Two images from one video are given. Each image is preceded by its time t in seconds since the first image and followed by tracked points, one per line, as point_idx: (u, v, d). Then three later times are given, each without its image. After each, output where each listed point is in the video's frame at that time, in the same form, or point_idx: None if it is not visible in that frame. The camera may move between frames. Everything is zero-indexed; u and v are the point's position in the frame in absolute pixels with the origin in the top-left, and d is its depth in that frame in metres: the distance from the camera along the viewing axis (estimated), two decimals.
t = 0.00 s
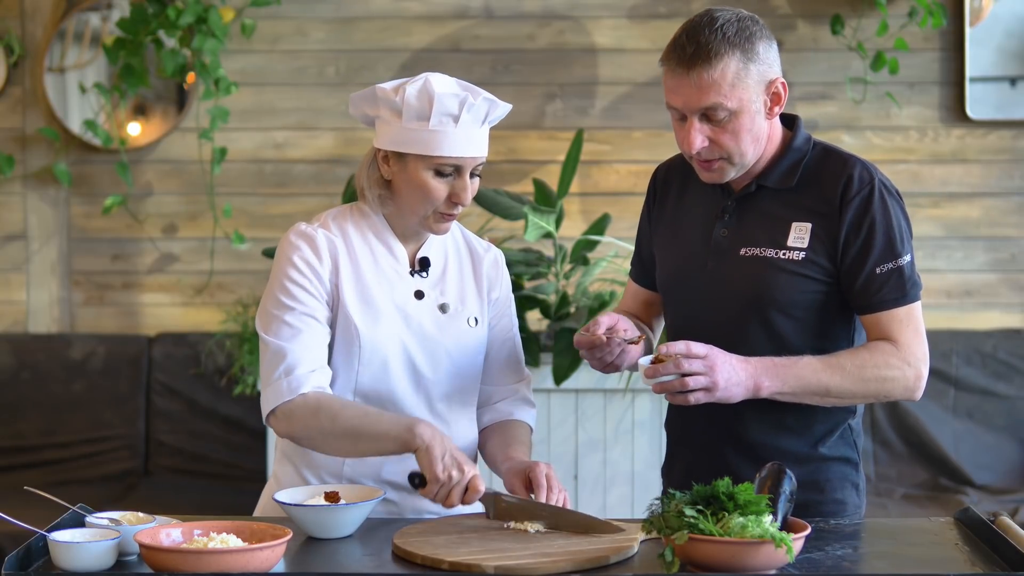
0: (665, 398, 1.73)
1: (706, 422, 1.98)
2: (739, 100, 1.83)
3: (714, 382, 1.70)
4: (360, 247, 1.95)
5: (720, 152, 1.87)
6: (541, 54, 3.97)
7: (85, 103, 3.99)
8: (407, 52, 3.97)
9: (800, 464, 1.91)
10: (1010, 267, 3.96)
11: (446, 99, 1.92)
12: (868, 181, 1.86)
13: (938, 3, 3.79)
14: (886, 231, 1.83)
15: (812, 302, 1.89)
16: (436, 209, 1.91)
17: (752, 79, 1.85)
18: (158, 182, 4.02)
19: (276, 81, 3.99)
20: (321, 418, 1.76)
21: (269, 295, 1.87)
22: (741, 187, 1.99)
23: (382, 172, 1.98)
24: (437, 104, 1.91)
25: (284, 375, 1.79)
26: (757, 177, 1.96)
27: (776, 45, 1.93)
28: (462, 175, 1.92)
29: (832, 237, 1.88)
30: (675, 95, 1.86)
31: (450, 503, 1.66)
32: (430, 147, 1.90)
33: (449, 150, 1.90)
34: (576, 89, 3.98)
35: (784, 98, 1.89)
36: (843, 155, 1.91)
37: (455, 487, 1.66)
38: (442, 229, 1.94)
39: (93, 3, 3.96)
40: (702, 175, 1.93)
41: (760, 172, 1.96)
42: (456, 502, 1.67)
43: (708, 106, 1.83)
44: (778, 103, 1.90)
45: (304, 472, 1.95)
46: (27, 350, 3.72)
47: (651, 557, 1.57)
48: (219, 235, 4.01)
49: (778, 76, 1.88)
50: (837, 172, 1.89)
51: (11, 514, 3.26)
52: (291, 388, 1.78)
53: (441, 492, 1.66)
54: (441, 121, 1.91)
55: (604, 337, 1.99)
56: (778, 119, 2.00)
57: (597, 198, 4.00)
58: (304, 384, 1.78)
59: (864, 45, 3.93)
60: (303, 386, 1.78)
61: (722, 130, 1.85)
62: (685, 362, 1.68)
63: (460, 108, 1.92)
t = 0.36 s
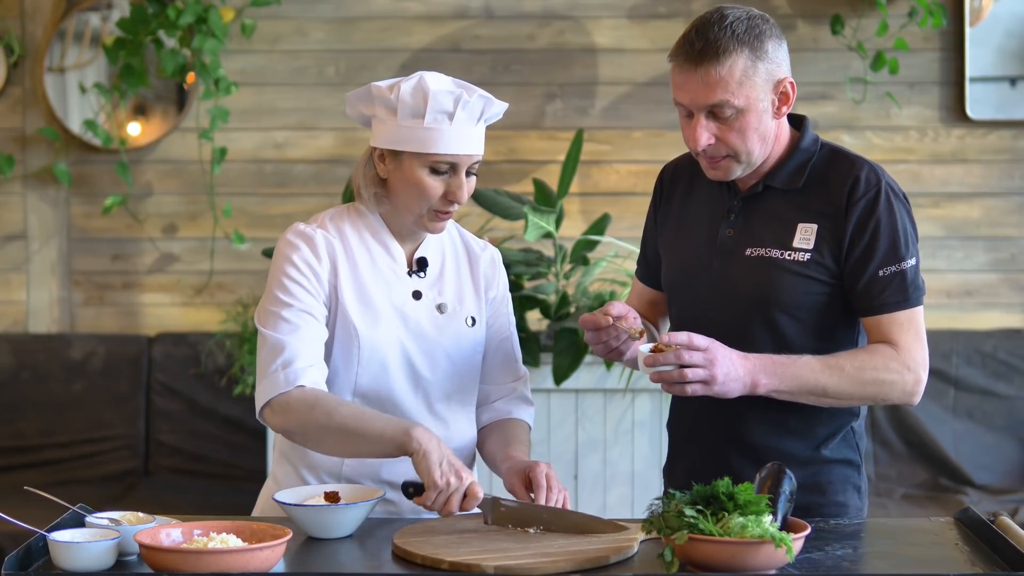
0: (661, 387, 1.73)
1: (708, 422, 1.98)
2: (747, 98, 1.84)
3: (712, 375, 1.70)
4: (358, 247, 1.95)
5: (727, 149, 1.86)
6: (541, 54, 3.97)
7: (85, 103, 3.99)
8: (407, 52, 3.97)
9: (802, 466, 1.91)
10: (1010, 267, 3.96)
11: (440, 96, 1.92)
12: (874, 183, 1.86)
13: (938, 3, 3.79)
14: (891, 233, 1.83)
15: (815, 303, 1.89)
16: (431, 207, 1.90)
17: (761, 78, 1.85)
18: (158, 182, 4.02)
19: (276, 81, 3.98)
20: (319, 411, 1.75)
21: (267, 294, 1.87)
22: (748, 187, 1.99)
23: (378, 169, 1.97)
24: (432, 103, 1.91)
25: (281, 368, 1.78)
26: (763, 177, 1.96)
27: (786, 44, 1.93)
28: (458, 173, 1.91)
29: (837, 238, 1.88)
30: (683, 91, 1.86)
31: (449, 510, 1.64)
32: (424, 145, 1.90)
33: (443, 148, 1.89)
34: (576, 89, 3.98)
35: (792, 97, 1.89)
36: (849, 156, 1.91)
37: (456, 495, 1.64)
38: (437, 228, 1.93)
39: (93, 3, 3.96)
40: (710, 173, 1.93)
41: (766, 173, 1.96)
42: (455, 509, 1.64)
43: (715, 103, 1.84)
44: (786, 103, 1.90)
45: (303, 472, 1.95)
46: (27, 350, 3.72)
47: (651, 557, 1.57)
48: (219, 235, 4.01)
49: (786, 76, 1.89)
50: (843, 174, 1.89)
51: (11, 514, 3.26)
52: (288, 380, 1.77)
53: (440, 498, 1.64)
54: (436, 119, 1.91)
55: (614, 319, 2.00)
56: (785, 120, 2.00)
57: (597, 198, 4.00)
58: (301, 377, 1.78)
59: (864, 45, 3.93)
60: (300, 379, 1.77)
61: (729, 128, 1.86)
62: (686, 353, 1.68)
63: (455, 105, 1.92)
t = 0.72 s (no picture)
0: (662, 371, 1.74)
1: (714, 422, 1.98)
2: (756, 96, 1.84)
3: (710, 362, 1.71)
4: (355, 246, 1.95)
5: (735, 148, 1.87)
6: (541, 54, 3.97)
7: (85, 103, 3.99)
8: (407, 52, 3.97)
9: (807, 467, 1.91)
10: (1010, 267, 3.96)
11: (445, 85, 1.93)
12: (883, 184, 1.85)
13: (938, 3, 3.79)
14: (897, 234, 1.82)
15: (820, 304, 1.89)
16: (443, 198, 1.90)
17: (771, 77, 1.85)
18: (158, 182, 4.02)
19: (276, 81, 3.98)
20: (315, 413, 1.76)
21: (264, 296, 1.88)
22: (757, 186, 1.99)
23: (383, 170, 1.95)
24: (438, 92, 1.92)
25: (279, 372, 1.79)
26: (772, 177, 1.96)
27: (798, 44, 1.93)
28: (465, 161, 1.93)
29: (843, 238, 1.87)
30: (693, 88, 1.87)
31: (451, 489, 1.65)
32: (435, 134, 1.90)
33: (453, 135, 1.91)
34: (576, 89, 3.98)
35: (802, 96, 1.89)
36: (859, 157, 1.91)
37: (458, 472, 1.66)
38: (447, 220, 1.93)
39: (93, 3, 3.96)
40: (719, 173, 1.93)
41: (776, 172, 1.96)
42: (457, 489, 1.66)
43: (724, 101, 1.84)
44: (796, 102, 1.90)
45: (303, 471, 1.95)
46: (27, 350, 3.72)
47: (651, 558, 1.57)
48: (219, 235, 4.01)
49: (797, 76, 1.88)
50: (852, 174, 1.89)
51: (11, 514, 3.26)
52: (286, 384, 1.77)
53: (443, 476, 1.65)
54: (444, 107, 1.92)
55: (627, 294, 2.00)
56: (797, 120, 2.00)
57: (597, 198, 4.00)
58: (300, 380, 1.78)
59: (864, 45, 3.93)
60: (298, 382, 1.78)
61: (738, 126, 1.86)
62: (683, 338, 1.69)
63: (460, 93, 1.93)
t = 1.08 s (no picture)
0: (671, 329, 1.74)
1: (723, 421, 1.98)
2: (759, 97, 1.84)
3: (718, 324, 1.69)
4: (349, 246, 1.97)
5: (738, 149, 1.87)
6: (541, 54, 3.97)
7: (85, 102, 3.99)
8: (407, 52, 3.97)
9: (814, 467, 1.91)
10: (1010, 267, 3.96)
11: (436, 79, 1.94)
12: (892, 183, 1.85)
13: (938, 3, 3.80)
14: (906, 234, 1.82)
15: (829, 304, 1.90)
16: (436, 190, 1.91)
17: (774, 78, 1.85)
18: (158, 182, 4.02)
19: (276, 81, 3.98)
20: (300, 414, 1.80)
21: (258, 297, 1.91)
22: (766, 185, 1.99)
23: (377, 165, 1.97)
24: (429, 84, 1.94)
25: (266, 376, 1.83)
26: (783, 177, 1.97)
27: (805, 46, 1.93)
28: (458, 154, 1.94)
29: (853, 238, 1.88)
30: (696, 89, 1.87)
31: (441, 444, 1.73)
32: (427, 128, 1.92)
33: (446, 128, 1.92)
34: (576, 89, 3.98)
35: (807, 98, 1.88)
36: (869, 156, 1.91)
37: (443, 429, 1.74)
38: (443, 214, 1.93)
39: (93, 3, 3.96)
40: (723, 176, 1.94)
41: (785, 173, 1.97)
42: (446, 446, 1.73)
43: (726, 101, 1.84)
44: (801, 104, 1.89)
45: (299, 470, 1.96)
46: (27, 350, 3.72)
47: (651, 558, 1.57)
48: (219, 235, 4.01)
49: (802, 77, 1.88)
50: (862, 174, 1.89)
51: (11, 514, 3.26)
52: (272, 389, 1.82)
53: (431, 431, 1.73)
54: (435, 101, 1.93)
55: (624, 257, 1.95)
56: (807, 120, 2.01)
57: (597, 198, 4.00)
58: (284, 383, 1.82)
59: (864, 45, 3.93)
60: (283, 385, 1.82)
61: (740, 127, 1.86)
62: (692, 299, 1.68)
63: (451, 86, 1.95)
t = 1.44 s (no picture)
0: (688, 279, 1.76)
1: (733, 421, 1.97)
2: (759, 102, 1.83)
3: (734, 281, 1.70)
4: (338, 247, 1.98)
5: (739, 155, 1.87)
6: (541, 54, 3.97)
7: (85, 102, 3.99)
8: (407, 52, 3.97)
9: (824, 467, 1.91)
10: (1010, 267, 3.96)
11: (422, 75, 1.96)
12: (898, 182, 1.85)
13: (938, 3, 3.80)
14: (913, 234, 1.81)
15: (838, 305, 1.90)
16: (431, 185, 1.91)
17: (775, 83, 1.85)
18: (158, 182, 4.02)
19: (276, 82, 3.98)
20: (240, 398, 1.85)
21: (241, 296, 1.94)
22: (773, 187, 1.99)
23: (371, 165, 1.98)
24: (415, 81, 1.95)
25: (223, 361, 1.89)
26: (788, 178, 1.96)
27: (806, 51, 1.92)
28: (451, 148, 1.94)
29: (859, 239, 1.88)
30: (696, 95, 1.87)
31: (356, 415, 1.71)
32: (416, 124, 1.93)
33: (435, 122, 1.93)
34: (576, 89, 3.98)
35: (809, 102, 1.89)
36: (875, 156, 1.91)
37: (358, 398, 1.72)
38: (440, 209, 1.93)
39: (93, 3, 3.96)
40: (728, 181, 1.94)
41: (791, 174, 1.96)
42: (361, 417, 1.71)
43: (726, 107, 1.84)
44: (803, 107, 1.89)
45: (299, 469, 1.96)
46: (27, 350, 3.72)
47: (651, 558, 1.57)
48: (219, 235, 4.01)
49: (803, 81, 1.88)
50: (867, 174, 1.89)
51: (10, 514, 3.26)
52: (220, 375, 1.88)
53: (347, 402, 1.72)
54: (423, 98, 1.95)
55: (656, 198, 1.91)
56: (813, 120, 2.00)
57: (597, 198, 4.00)
58: (233, 368, 1.88)
59: (864, 45, 3.93)
60: (232, 370, 1.88)
61: (741, 133, 1.85)
62: (710, 254, 1.70)
63: (437, 81, 1.96)
